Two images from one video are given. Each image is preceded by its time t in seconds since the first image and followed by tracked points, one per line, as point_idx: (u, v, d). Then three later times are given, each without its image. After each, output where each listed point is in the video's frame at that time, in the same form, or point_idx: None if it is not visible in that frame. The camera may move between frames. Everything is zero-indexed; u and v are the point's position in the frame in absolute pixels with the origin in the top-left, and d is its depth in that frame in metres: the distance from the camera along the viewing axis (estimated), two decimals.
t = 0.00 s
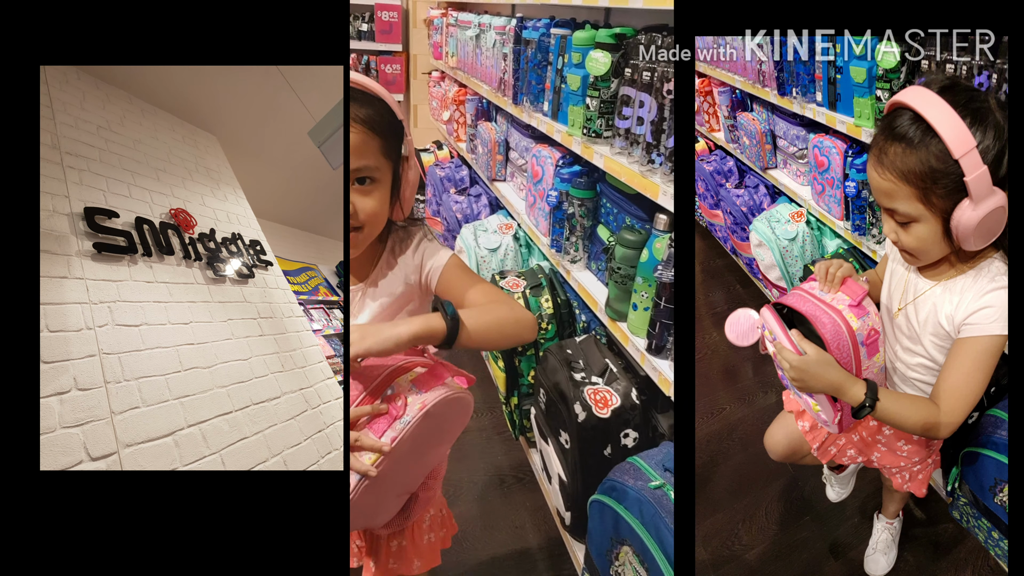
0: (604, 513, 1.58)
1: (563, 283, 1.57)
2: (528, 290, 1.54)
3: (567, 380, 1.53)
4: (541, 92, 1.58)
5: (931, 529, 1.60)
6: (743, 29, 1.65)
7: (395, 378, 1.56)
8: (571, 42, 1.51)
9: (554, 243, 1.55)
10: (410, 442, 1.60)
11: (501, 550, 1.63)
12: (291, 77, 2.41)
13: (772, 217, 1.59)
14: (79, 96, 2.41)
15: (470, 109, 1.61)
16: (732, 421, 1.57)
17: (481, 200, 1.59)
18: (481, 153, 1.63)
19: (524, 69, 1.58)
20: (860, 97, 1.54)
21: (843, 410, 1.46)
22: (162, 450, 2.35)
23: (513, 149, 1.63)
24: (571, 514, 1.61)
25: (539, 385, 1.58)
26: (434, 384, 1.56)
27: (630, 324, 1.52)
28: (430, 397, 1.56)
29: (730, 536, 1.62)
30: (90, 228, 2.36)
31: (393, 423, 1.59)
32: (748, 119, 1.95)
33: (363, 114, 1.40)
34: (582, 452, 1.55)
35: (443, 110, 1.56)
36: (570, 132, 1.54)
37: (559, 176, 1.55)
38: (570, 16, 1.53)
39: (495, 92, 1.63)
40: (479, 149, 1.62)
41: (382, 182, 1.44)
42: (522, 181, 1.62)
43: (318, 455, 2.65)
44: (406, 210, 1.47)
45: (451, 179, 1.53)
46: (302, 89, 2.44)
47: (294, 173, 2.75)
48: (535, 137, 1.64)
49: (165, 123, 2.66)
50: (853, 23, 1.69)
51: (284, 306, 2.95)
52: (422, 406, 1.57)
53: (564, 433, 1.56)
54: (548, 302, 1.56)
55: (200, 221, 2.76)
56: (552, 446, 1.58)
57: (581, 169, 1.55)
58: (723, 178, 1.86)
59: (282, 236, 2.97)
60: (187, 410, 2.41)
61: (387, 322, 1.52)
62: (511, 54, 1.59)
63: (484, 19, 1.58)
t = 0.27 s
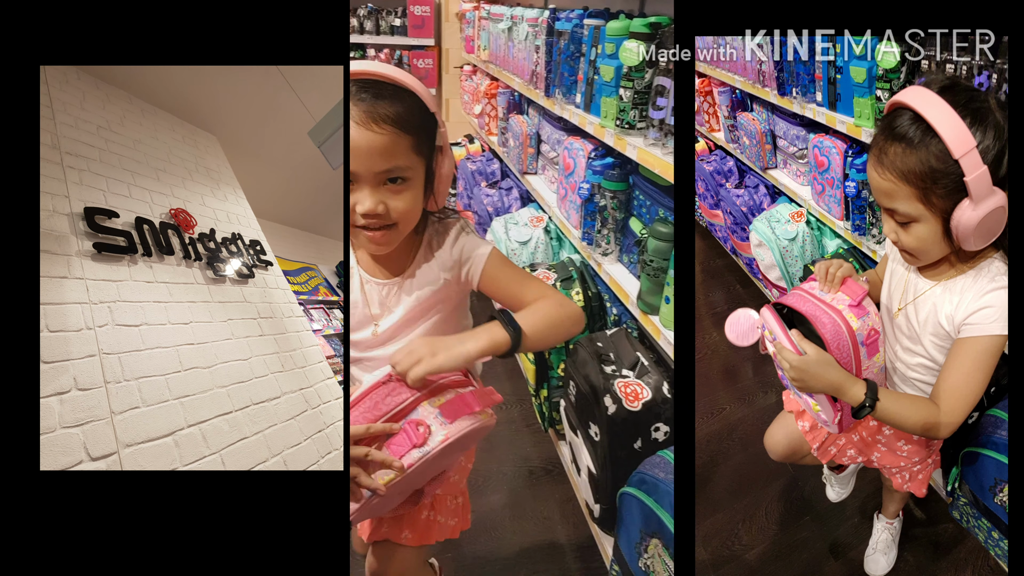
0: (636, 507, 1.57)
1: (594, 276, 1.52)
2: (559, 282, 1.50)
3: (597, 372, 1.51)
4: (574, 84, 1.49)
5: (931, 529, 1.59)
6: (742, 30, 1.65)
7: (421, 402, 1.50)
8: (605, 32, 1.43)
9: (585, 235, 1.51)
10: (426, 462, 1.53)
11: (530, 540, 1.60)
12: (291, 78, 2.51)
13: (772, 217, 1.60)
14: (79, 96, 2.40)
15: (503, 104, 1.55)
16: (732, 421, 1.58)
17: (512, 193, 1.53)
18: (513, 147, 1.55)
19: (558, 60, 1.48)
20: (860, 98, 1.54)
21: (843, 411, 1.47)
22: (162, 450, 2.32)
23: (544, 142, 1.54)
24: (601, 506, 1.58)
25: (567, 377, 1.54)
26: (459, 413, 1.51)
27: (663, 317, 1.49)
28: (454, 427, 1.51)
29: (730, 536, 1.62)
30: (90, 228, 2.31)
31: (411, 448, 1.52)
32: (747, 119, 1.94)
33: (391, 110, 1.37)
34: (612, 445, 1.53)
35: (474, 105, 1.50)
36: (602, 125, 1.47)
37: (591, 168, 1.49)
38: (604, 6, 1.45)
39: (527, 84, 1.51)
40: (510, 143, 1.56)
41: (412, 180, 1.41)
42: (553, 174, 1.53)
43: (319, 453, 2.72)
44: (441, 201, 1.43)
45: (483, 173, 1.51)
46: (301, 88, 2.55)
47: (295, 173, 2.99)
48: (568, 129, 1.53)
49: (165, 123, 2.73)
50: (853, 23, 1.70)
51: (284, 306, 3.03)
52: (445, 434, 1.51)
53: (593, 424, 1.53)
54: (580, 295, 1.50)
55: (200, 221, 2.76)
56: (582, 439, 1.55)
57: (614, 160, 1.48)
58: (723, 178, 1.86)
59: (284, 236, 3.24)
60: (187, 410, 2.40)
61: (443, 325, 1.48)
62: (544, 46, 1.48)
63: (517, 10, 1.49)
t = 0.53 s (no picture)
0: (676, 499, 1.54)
1: (639, 265, 1.50)
2: (603, 271, 1.48)
3: (641, 363, 1.48)
4: (624, 67, 1.46)
5: (931, 530, 1.59)
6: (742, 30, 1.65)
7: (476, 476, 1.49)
8: (660, 13, 1.41)
9: (631, 222, 1.47)
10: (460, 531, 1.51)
11: (561, 526, 1.57)
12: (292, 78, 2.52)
13: (771, 217, 1.61)
14: (79, 96, 2.38)
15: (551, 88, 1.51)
16: (732, 421, 1.58)
17: (557, 179, 1.51)
18: (559, 131, 1.52)
19: (607, 42, 1.45)
20: (860, 98, 1.54)
21: (843, 410, 1.46)
22: (162, 450, 2.34)
23: (591, 127, 1.52)
24: (639, 497, 1.55)
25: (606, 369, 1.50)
26: (506, 502, 1.50)
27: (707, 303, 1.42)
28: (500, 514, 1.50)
29: (730, 536, 1.61)
30: (90, 228, 2.30)
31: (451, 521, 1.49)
32: (748, 119, 1.96)
33: (455, 189, 1.33)
34: (655, 435, 1.50)
35: (520, 90, 1.48)
36: (653, 108, 1.42)
37: (640, 154, 1.45)
38: None
39: (575, 68, 1.47)
40: (556, 128, 1.52)
41: (473, 249, 1.38)
42: (599, 159, 1.52)
43: (318, 454, 2.72)
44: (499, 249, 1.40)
45: (528, 159, 1.47)
46: (302, 88, 2.55)
47: (292, 174, 3.08)
48: (616, 114, 1.51)
49: (166, 123, 2.74)
50: (853, 24, 1.70)
51: (284, 306, 3.06)
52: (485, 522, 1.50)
53: (634, 415, 1.50)
54: (624, 284, 1.48)
55: (201, 221, 2.79)
56: (622, 428, 1.51)
57: (664, 146, 1.45)
58: (722, 178, 1.93)
59: (280, 235, 3.33)
60: (187, 410, 2.41)
61: (490, 401, 1.47)
62: (593, 28, 1.44)
63: None
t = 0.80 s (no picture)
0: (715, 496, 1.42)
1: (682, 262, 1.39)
2: (644, 271, 1.37)
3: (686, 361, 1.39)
4: (667, 64, 1.44)
5: (931, 530, 1.61)
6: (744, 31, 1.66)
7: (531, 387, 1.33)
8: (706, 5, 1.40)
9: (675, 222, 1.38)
10: (537, 464, 1.35)
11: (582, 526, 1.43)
12: (292, 77, 2.49)
13: (772, 217, 1.67)
14: (79, 96, 2.38)
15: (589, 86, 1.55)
16: (732, 421, 1.59)
17: (596, 178, 1.43)
18: (600, 130, 1.51)
19: (650, 39, 1.46)
20: (860, 97, 1.56)
21: (843, 410, 1.45)
22: (162, 450, 2.34)
23: (632, 125, 1.53)
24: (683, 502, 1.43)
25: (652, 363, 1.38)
26: (568, 401, 1.33)
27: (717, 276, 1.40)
28: (563, 415, 1.32)
29: (730, 536, 1.60)
30: (90, 228, 2.29)
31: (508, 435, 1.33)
32: (748, 120, 1.97)
33: (519, 144, 1.26)
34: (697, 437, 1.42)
35: (560, 90, 1.36)
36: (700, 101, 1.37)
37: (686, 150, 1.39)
38: None
39: (616, 66, 1.52)
40: (596, 126, 1.50)
41: (536, 211, 1.31)
42: (641, 158, 1.50)
43: (319, 455, 2.74)
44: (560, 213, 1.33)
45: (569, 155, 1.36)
46: (302, 88, 2.57)
47: (294, 173, 3.15)
48: (657, 113, 1.50)
49: (166, 124, 2.74)
50: (854, 24, 1.70)
51: (284, 306, 3.06)
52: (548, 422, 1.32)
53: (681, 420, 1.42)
54: (667, 285, 1.36)
55: (200, 222, 2.79)
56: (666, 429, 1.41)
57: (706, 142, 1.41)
58: (723, 178, 2.04)
59: (282, 236, 3.39)
60: (187, 410, 2.42)
61: (535, 310, 1.37)
62: (635, 26, 1.46)
63: None
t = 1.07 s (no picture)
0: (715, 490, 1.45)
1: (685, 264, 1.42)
2: (661, 276, 1.43)
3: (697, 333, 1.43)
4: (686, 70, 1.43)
5: (931, 529, 1.61)
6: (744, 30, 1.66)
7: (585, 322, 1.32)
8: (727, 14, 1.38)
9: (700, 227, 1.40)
10: (600, 397, 1.33)
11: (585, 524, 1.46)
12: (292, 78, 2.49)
13: (772, 217, 1.66)
14: (79, 96, 2.38)
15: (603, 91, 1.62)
16: (732, 421, 1.59)
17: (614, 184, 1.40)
18: (615, 135, 1.51)
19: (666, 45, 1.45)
20: (860, 98, 1.55)
21: (843, 410, 1.45)
22: (162, 450, 2.33)
23: (647, 131, 1.57)
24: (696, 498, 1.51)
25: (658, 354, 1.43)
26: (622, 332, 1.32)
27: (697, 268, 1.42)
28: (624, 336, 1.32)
29: (730, 536, 1.60)
30: (90, 228, 2.29)
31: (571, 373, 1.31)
32: (748, 120, 1.97)
33: (557, 81, 1.25)
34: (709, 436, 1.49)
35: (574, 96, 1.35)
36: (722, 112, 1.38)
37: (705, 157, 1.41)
38: None
39: (631, 71, 1.51)
40: (610, 131, 1.49)
41: (572, 152, 1.29)
42: (657, 163, 1.52)
43: (319, 455, 2.72)
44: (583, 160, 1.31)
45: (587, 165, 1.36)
46: (302, 88, 2.55)
47: (293, 174, 3.06)
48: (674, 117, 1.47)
49: (166, 124, 2.75)
50: (853, 24, 1.70)
51: (284, 306, 3.05)
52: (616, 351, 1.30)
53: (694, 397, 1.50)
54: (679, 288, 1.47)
55: (200, 222, 2.80)
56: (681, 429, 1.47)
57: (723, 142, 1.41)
58: (723, 178, 2.03)
59: (282, 236, 3.36)
60: (187, 410, 2.41)
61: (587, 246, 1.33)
62: (650, 31, 1.44)
63: None
